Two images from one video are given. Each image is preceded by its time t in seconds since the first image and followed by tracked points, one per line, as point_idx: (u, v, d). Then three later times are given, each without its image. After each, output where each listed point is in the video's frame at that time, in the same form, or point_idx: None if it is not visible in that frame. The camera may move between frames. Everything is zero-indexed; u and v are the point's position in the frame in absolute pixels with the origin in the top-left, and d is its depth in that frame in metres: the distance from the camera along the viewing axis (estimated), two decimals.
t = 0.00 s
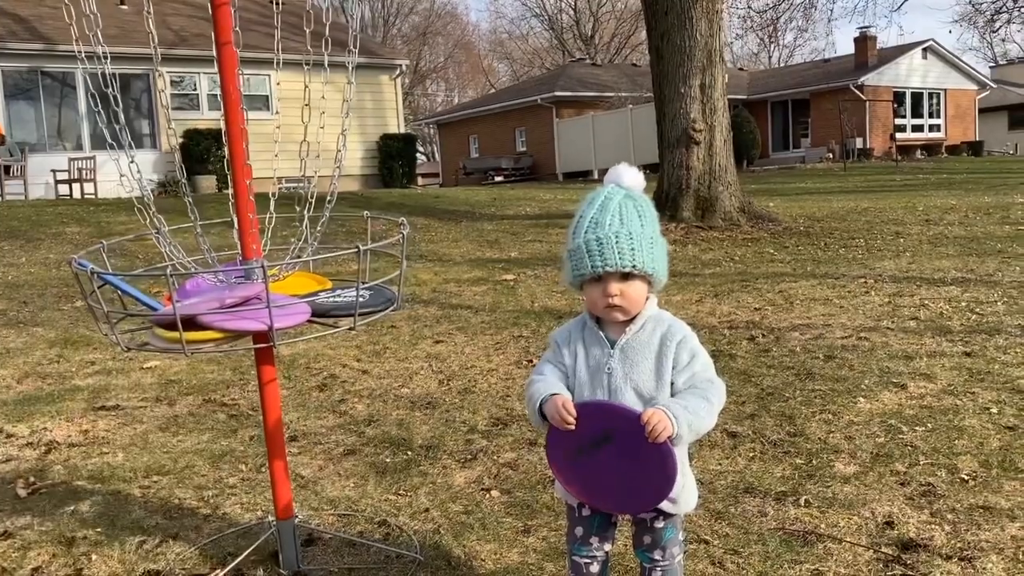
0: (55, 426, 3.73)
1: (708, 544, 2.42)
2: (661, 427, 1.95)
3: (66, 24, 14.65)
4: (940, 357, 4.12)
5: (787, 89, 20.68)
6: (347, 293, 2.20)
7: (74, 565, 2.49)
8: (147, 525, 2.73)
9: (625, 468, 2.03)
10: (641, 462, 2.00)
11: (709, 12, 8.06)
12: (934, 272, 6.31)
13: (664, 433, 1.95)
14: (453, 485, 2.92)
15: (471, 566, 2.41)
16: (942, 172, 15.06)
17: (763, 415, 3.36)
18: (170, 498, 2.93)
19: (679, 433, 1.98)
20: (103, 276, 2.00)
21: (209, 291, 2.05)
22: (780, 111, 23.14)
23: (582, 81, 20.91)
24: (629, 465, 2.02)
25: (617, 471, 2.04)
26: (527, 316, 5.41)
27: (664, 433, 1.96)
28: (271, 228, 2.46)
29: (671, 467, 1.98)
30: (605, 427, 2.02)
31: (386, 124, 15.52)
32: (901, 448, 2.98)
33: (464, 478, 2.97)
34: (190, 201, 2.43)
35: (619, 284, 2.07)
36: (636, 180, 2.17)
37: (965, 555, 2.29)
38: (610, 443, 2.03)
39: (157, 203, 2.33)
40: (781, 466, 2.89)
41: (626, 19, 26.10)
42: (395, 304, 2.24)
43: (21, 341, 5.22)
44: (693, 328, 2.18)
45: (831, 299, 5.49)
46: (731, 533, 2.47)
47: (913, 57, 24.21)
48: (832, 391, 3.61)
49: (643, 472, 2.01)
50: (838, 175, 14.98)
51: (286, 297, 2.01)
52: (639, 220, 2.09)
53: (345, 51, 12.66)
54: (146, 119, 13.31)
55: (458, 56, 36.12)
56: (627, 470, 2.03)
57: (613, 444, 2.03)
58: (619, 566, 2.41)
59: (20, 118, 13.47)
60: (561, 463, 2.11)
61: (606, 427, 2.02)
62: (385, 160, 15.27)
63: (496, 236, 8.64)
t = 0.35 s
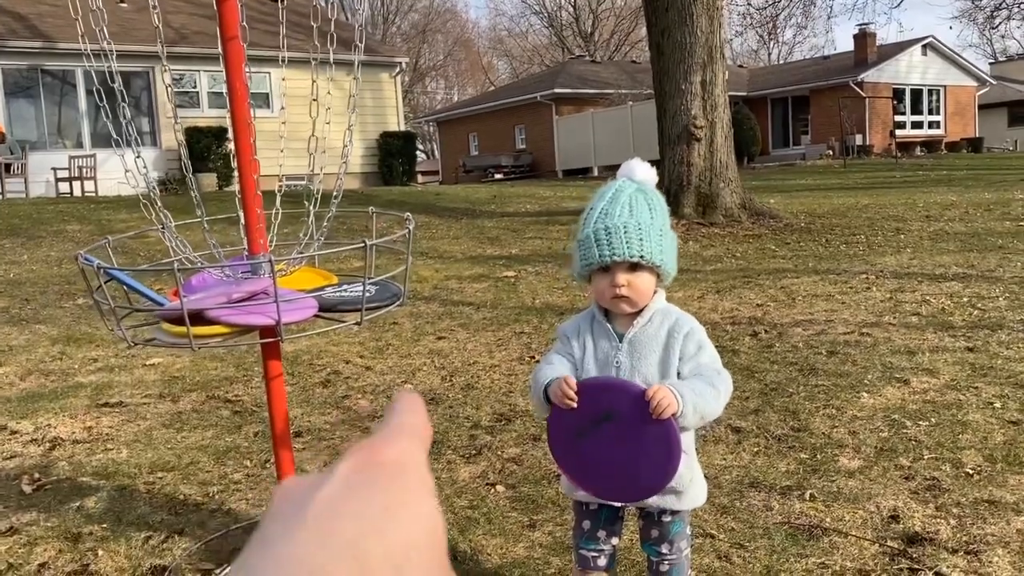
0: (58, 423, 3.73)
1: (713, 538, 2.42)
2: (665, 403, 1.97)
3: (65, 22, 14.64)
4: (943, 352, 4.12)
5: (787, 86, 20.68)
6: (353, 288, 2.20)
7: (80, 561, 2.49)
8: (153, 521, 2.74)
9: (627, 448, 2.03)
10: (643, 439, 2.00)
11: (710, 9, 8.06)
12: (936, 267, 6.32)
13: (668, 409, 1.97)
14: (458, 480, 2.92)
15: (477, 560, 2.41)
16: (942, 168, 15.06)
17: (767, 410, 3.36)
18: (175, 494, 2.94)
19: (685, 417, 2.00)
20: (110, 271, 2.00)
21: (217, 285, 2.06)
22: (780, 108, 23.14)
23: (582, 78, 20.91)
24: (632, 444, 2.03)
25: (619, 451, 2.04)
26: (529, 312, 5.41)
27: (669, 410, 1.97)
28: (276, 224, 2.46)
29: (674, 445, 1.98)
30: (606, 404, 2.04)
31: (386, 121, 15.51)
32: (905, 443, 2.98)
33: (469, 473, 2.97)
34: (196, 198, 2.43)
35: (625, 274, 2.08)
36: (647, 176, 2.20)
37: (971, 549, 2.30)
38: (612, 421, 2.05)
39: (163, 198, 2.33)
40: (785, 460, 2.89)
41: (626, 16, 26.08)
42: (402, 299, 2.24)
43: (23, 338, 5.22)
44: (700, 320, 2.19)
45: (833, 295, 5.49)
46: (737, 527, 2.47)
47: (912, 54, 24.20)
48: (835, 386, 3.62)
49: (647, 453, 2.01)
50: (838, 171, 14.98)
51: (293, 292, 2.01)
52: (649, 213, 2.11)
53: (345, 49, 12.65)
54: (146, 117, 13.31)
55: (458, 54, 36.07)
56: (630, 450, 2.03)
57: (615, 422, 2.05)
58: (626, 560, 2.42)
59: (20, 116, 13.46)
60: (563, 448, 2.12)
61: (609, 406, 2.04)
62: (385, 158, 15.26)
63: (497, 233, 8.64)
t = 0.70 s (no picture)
0: (58, 418, 3.73)
1: (714, 533, 2.41)
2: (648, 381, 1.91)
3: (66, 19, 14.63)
4: (945, 347, 4.11)
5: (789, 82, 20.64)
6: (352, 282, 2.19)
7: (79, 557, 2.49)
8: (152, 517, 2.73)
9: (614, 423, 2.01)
10: (630, 416, 1.95)
11: (712, 4, 8.03)
12: (938, 263, 6.30)
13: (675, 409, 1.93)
14: (459, 475, 2.91)
15: (477, 555, 2.41)
16: (944, 165, 15.03)
17: (768, 405, 3.35)
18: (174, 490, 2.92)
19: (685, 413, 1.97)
20: (108, 264, 1.98)
21: (215, 279, 2.04)
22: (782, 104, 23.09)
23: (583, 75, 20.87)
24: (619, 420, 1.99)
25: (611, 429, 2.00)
26: (529, 308, 5.40)
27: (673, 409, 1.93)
28: (275, 217, 2.45)
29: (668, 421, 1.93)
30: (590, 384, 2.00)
31: (387, 117, 15.50)
32: (907, 437, 2.97)
33: (469, 468, 2.96)
34: (194, 192, 2.42)
35: (626, 265, 2.07)
36: (651, 168, 2.19)
37: (973, 543, 2.29)
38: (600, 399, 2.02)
39: (161, 193, 2.32)
40: (787, 455, 2.88)
41: (627, 12, 26.04)
42: (401, 293, 2.24)
43: (24, 334, 5.21)
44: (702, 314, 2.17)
45: (835, 290, 5.47)
46: (738, 522, 2.46)
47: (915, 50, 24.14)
48: (836, 381, 3.61)
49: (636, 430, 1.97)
50: (840, 168, 14.95)
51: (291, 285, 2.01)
52: (650, 203, 2.10)
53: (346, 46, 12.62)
54: (147, 114, 13.30)
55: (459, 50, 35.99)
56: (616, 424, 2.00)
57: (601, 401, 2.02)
58: (626, 555, 2.41)
59: (21, 113, 13.45)
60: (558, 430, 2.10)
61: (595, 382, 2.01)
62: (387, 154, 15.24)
63: (498, 229, 8.62)
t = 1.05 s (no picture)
0: (62, 415, 3.73)
1: (717, 531, 2.41)
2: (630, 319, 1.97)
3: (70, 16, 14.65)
4: (950, 346, 4.10)
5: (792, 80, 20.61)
6: (355, 278, 2.19)
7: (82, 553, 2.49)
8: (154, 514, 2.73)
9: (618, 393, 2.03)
10: (629, 364, 1.98)
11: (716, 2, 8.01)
12: (942, 261, 6.29)
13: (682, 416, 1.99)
14: (462, 472, 2.91)
15: (479, 552, 2.40)
16: (948, 163, 14.99)
17: (772, 403, 3.34)
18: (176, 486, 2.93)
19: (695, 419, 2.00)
20: (111, 260, 1.98)
21: (219, 275, 2.04)
22: (785, 102, 23.05)
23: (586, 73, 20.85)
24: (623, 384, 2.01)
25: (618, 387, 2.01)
26: (532, 306, 5.39)
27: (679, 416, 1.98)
28: (278, 215, 2.44)
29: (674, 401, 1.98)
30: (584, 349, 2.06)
31: (390, 115, 15.49)
32: (911, 436, 2.96)
33: (472, 465, 2.96)
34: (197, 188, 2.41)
35: (631, 260, 2.07)
36: (656, 164, 2.18)
37: (977, 542, 2.28)
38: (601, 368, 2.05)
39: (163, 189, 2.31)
40: (790, 453, 2.87)
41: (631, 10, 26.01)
42: (404, 290, 2.23)
43: (27, 331, 5.22)
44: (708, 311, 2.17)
45: (838, 289, 5.46)
46: (741, 520, 2.46)
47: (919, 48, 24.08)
48: (840, 379, 3.60)
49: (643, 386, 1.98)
50: (844, 166, 14.93)
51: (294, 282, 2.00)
52: (655, 196, 2.09)
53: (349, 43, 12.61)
54: (150, 111, 13.31)
55: (463, 48, 35.97)
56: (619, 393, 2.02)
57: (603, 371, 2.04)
58: (628, 552, 2.40)
59: (25, 110, 13.47)
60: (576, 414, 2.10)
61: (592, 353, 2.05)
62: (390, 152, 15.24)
63: (501, 227, 8.62)
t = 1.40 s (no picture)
0: (66, 411, 3.74)
1: (720, 532, 2.40)
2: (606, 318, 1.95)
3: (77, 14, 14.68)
4: (955, 348, 4.08)
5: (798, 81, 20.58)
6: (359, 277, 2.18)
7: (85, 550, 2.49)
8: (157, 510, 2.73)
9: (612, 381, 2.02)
10: (619, 359, 1.98)
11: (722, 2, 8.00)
12: (948, 263, 6.27)
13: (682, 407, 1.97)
14: (464, 471, 2.91)
15: (482, 552, 2.40)
16: (955, 165, 14.94)
17: (776, 404, 3.34)
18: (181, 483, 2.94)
19: (698, 415, 1.99)
20: (115, 257, 1.98)
21: (223, 274, 2.05)
22: (792, 103, 23.00)
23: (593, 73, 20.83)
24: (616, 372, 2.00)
25: (620, 380, 2.00)
26: (537, 306, 5.39)
27: (681, 409, 1.97)
28: (282, 213, 2.44)
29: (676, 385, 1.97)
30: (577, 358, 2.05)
31: (396, 114, 15.50)
32: (915, 438, 2.95)
33: (475, 465, 2.96)
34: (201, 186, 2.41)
35: (635, 260, 2.06)
36: (663, 163, 2.18)
37: (982, 545, 2.27)
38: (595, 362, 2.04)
39: (168, 186, 2.31)
40: (794, 455, 2.87)
41: (637, 10, 25.97)
42: (408, 289, 2.23)
43: (32, 328, 5.23)
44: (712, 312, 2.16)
45: (843, 290, 5.45)
46: (744, 522, 2.45)
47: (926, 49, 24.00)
48: (844, 381, 3.59)
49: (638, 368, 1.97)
50: (850, 167, 14.90)
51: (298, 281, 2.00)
52: (659, 196, 2.09)
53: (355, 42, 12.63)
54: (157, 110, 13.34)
55: (469, 47, 35.95)
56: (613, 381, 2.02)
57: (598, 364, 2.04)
58: (631, 553, 2.40)
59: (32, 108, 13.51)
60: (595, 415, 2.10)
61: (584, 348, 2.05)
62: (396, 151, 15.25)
63: (506, 227, 8.61)
